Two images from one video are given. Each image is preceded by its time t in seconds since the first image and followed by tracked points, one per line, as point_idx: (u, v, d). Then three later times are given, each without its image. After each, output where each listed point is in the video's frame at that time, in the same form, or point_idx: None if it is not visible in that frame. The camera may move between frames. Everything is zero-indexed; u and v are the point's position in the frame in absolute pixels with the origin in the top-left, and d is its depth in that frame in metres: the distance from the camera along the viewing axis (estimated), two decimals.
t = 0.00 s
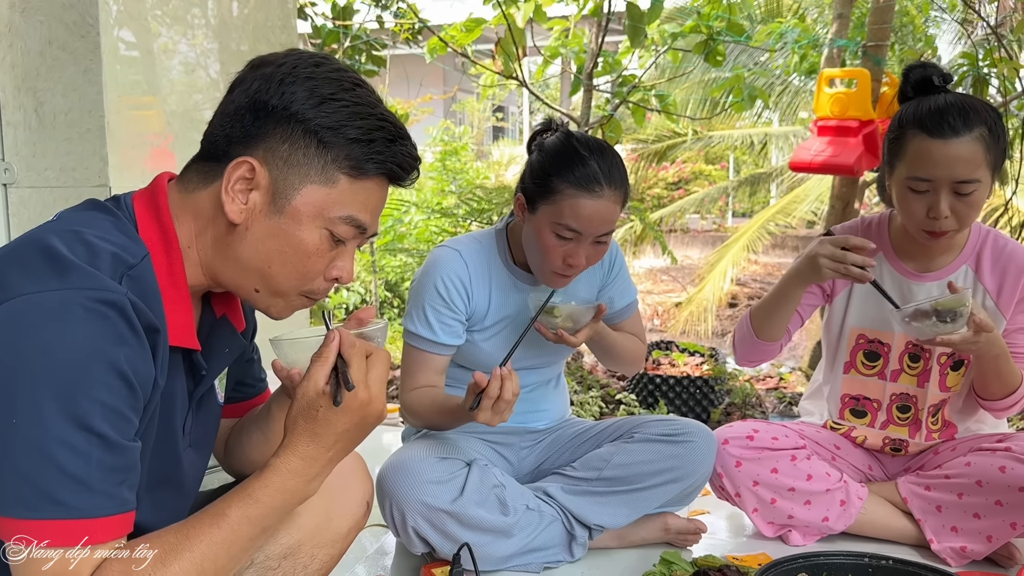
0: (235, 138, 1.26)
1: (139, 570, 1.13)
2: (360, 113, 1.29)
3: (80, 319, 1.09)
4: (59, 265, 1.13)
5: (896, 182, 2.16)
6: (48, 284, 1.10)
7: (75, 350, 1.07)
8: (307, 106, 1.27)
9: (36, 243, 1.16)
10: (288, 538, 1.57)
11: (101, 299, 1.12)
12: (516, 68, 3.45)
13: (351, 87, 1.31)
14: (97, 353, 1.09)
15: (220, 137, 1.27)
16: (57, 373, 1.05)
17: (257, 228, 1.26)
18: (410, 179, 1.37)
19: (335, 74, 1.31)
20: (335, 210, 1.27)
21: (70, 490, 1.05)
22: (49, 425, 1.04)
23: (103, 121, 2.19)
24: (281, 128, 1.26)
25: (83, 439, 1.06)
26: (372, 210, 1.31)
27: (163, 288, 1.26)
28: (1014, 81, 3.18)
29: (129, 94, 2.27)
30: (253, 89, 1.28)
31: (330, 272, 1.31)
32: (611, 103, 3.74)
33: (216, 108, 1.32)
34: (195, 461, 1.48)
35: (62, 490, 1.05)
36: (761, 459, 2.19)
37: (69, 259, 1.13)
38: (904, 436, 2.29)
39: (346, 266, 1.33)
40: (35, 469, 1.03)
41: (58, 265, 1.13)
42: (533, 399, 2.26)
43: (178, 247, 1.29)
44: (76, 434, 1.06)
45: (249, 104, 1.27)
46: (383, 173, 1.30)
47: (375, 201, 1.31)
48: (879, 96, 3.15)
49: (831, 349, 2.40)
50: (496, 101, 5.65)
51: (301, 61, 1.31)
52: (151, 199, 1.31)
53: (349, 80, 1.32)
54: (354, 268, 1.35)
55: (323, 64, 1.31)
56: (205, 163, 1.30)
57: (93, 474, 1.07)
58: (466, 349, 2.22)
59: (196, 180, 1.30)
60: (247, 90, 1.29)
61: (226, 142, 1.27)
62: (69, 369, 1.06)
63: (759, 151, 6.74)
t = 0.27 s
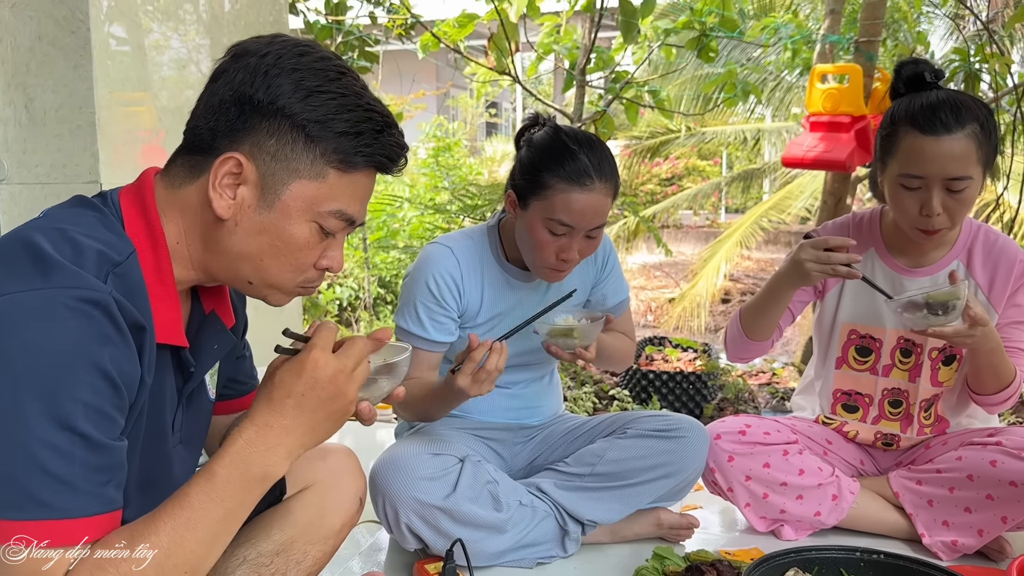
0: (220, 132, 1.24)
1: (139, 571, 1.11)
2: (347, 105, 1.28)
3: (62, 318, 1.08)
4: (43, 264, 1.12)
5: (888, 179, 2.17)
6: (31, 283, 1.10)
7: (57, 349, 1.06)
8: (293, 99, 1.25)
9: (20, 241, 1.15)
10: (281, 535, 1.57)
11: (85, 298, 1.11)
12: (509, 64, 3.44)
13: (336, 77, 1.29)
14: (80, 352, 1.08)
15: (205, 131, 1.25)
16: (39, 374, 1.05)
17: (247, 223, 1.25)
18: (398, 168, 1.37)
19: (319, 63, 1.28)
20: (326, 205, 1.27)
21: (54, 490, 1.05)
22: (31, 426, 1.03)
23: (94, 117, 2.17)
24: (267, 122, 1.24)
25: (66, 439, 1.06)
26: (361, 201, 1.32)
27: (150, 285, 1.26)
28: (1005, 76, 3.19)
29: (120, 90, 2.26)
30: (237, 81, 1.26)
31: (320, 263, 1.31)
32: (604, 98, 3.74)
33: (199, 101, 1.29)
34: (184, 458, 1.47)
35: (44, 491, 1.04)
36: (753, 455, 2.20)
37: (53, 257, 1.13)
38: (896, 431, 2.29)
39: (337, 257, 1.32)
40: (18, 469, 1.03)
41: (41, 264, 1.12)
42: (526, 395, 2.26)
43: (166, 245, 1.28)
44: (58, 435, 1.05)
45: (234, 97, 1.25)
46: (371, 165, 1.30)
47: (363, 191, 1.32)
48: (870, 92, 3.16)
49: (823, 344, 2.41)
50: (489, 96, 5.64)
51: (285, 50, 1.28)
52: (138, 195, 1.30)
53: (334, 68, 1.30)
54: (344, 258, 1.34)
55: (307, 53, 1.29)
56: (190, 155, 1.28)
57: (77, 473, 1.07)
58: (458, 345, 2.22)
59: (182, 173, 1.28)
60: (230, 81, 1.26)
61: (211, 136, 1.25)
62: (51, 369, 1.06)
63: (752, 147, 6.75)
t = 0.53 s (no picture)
0: (195, 120, 1.23)
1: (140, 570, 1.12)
2: (323, 87, 1.27)
3: (37, 313, 1.07)
4: (18, 257, 1.10)
5: (876, 172, 2.17)
6: (5, 277, 1.08)
7: (31, 343, 1.05)
8: (268, 83, 1.24)
9: None
10: (268, 530, 1.56)
11: (62, 291, 1.10)
12: (499, 58, 3.42)
13: (310, 58, 1.27)
14: (55, 346, 1.07)
15: (181, 120, 1.24)
16: (14, 368, 1.03)
17: (228, 212, 1.23)
18: (379, 145, 1.36)
19: (292, 46, 1.26)
20: (308, 189, 1.26)
21: (32, 485, 1.04)
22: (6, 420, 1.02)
23: (78, 110, 2.15)
24: (242, 108, 1.23)
25: (42, 433, 1.04)
26: (343, 181, 1.30)
27: (129, 278, 1.24)
28: (993, 69, 3.20)
29: (104, 83, 2.23)
30: (209, 68, 1.24)
31: (304, 249, 1.30)
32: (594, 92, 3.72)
33: (172, 91, 1.27)
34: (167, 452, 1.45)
35: (22, 485, 1.03)
36: (742, 447, 2.20)
37: (28, 251, 1.11)
38: (885, 423, 2.30)
39: (322, 242, 1.31)
40: None
41: (16, 257, 1.10)
42: (516, 388, 2.26)
43: (145, 237, 1.26)
44: (35, 429, 1.04)
45: (207, 85, 1.23)
46: (351, 146, 1.29)
47: (344, 173, 1.30)
48: (859, 85, 3.17)
49: (812, 336, 2.41)
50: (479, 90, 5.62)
51: (255, 34, 1.26)
52: (117, 187, 1.28)
53: (307, 50, 1.28)
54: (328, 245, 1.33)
55: (278, 36, 1.26)
56: (166, 146, 1.26)
57: (55, 467, 1.06)
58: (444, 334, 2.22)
59: (161, 164, 1.26)
60: (202, 69, 1.24)
61: (187, 125, 1.23)
62: (26, 363, 1.04)
63: (742, 140, 6.75)
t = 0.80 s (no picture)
0: (163, 101, 1.19)
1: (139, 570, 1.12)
2: (293, 66, 1.23)
3: None
4: None
5: (862, 159, 2.15)
6: None
7: None
8: (238, 63, 1.20)
9: None
10: (246, 524, 1.54)
11: (25, 279, 1.06)
12: (485, 47, 3.39)
13: (280, 37, 1.23)
14: (16, 335, 1.04)
15: (147, 101, 1.20)
16: None
17: (197, 195, 1.20)
18: (352, 133, 1.33)
19: (262, 24, 1.23)
20: (279, 171, 1.23)
21: None
22: None
23: (53, 98, 2.10)
24: (211, 88, 1.19)
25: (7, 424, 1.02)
26: (315, 164, 1.27)
27: (95, 266, 1.21)
28: (979, 58, 3.19)
29: (80, 71, 2.18)
30: (177, 48, 1.20)
31: (278, 232, 1.27)
32: (580, 82, 3.69)
33: (139, 72, 1.24)
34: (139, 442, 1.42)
35: None
36: (727, 436, 2.19)
37: None
38: (870, 412, 2.30)
39: (295, 226, 1.28)
40: None
41: None
42: (499, 377, 2.24)
43: (112, 223, 1.23)
44: None
45: (175, 65, 1.20)
46: (322, 127, 1.26)
47: (317, 155, 1.27)
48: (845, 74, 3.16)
49: (797, 325, 2.40)
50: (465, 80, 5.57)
51: (224, 12, 1.22)
52: (82, 172, 1.25)
53: (277, 29, 1.24)
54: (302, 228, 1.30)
55: (247, 14, 1.23)
56: (133, 129, 1.22)
57: (21, 458, 1.03)
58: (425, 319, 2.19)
59: (128, 149, 1.23)
60: (170, 49, 1.21)
61: (154, 106, 1.20)
62: None
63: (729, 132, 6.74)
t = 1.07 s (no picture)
0: (116, 81, 1.16)
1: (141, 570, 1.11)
2: (252, 41, 1.21)
3: None
4: None
5: (844, 144, 2.13)
6: None
7: None
8: (192, 38, 1.17)
9: None
10: (216, 519, 1.50)
11: None
12: (465, 34, 3.33)
13: (237, 12, 1.21)
14: None
15: (100, 81, 1.16)
16: None
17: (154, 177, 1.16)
18: (315, 107, 1.31)
19: None
20: (238, 152, 1.20)
21: None
22: None
23: (16, 82, 2.03)
24: (166, 66, 1.16)
25: None
26: (277, 145, 1.25)
27: (49, 254, 1.16)
28: (959, 44, 3.18)
29: (45, 56, 2.11)
30: (129, 25, 1.17)
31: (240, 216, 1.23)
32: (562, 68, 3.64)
33: (92, 51, 1.20)
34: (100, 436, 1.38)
35: None
36: (708, 425, 2.16)
37: None
38: (851, 400, 2.29)
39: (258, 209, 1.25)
40: None
41: None
42: (478, 366, 2.20)
43: (66, 209, 1.18)
44: None
45: (128, 42, 1.17)
46: (284, 105, 1.23)
47: (278, 134, 1.24)
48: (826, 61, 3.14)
49: (779, 312, 2.38)
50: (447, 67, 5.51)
51: None
52: (34, 156, 1.19)
53: (234, 3, 1.22)
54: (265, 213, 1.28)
55: None
56: (88, 111, 1.18)
57: None
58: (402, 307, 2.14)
59: (83, 131, 1.18)
60: (122, 27, 1.18)
61: (107, 87, 1.16)
62: None
63: (712, 120, 6.72)
